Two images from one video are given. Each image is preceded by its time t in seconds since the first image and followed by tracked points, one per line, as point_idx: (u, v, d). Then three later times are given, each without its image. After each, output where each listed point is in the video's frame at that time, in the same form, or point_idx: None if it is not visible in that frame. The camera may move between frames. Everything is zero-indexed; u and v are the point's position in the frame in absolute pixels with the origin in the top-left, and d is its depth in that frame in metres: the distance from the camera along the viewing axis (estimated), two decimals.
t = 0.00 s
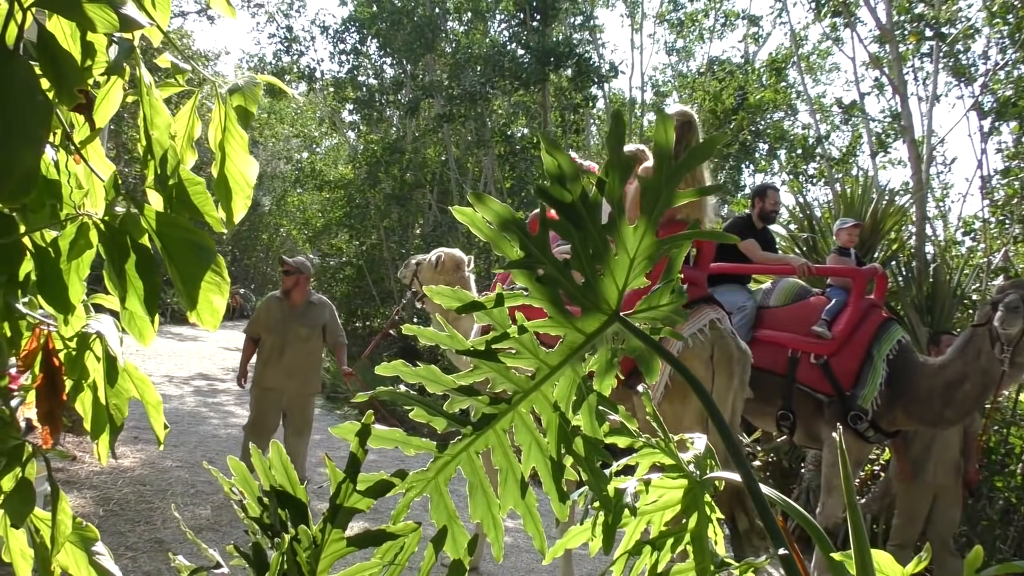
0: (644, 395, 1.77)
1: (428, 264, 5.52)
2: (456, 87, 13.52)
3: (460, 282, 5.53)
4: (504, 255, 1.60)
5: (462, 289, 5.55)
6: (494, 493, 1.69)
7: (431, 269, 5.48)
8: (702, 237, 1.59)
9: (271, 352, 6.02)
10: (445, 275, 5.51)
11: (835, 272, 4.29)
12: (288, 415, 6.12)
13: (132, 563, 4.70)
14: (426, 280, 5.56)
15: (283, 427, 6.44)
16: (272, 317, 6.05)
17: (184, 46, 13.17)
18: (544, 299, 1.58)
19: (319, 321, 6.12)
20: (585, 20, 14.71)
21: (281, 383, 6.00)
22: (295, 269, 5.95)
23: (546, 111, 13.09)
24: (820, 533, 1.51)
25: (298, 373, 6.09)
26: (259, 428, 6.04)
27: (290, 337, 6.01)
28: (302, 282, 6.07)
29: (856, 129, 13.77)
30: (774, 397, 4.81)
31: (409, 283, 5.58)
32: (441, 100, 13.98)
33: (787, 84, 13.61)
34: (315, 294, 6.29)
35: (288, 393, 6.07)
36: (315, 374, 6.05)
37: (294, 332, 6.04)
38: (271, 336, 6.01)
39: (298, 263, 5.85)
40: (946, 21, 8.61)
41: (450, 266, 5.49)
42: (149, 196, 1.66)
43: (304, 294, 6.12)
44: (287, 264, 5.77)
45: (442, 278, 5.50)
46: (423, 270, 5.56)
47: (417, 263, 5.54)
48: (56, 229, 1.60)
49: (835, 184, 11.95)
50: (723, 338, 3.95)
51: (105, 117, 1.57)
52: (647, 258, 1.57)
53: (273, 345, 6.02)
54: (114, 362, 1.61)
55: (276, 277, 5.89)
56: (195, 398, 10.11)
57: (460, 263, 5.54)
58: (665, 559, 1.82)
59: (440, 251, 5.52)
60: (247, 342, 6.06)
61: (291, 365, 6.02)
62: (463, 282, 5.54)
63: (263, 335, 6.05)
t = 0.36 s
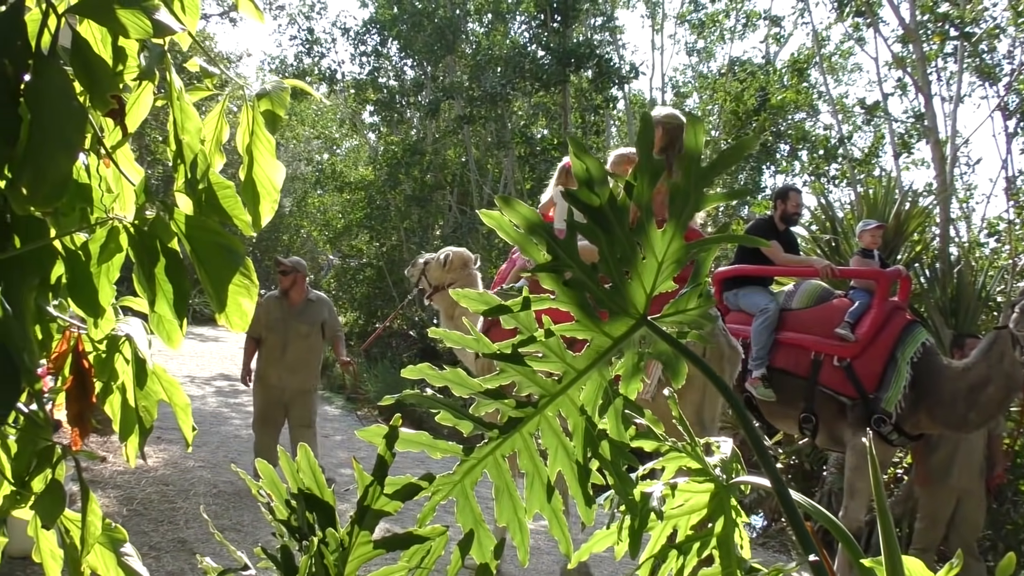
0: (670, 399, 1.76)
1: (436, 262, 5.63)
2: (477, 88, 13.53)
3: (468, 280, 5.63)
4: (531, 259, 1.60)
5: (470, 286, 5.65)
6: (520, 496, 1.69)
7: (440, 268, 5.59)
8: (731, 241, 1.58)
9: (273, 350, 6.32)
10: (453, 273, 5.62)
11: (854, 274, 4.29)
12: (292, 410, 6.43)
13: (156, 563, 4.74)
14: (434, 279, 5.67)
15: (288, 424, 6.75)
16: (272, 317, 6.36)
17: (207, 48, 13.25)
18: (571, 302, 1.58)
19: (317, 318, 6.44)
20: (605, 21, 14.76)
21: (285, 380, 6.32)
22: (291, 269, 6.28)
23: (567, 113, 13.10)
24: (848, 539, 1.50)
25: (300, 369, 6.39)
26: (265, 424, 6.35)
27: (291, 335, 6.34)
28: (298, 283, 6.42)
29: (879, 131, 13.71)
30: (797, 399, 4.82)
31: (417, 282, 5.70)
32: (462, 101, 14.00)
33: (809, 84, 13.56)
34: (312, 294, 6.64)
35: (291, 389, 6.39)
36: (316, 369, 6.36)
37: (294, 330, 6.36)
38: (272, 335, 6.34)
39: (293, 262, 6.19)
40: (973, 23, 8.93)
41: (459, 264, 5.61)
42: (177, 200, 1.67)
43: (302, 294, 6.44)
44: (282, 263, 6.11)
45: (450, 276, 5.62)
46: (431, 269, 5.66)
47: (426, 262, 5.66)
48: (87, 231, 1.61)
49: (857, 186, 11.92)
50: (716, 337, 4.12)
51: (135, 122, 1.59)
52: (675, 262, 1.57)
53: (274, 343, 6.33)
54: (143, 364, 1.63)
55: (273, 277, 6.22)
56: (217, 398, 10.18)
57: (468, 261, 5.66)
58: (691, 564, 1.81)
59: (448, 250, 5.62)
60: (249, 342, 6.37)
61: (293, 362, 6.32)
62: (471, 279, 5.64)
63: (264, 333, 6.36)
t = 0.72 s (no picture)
0: (692, 401, 1.75)
1: (443, 264, 5.83)
2: (493, 89, 13.54)
3: (473, 280, 5.83)
4: (552, 261, 1.59)
5: (475, 287, 5.85)
6: (541, 499, 1.68)
7: (447, 268, 5.80)
8: (754, 243, 1.56)
9: (282, 346, 6.51)
10: (460, 274, 5.82)
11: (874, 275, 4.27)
12: (304, 402, 6.67)
13: (176, 563, 4.76)
14: (442, 279, 5.87)
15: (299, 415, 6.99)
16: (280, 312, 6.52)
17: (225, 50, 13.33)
18: (591, 303, 1.57)
19: (323, 312, 6.62)
20: (622, 21, 14.75)
21: (296, 373, 6.54)
22: (295, 267, 6.41)
23: (584, 112, 13.10)
24: (873, 543, 1.49)
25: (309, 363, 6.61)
26: (278, 417, 6.57)
27: (299, 329, 6.52)
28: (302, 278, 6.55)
29: (897, 130, 13.64)
30: (816, 400, 4.81)
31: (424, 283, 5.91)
32: (478, 102, 14.03)
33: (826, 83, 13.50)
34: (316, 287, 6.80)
35: (302, 382, 6.61)
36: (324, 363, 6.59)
37: (302, 324, 6.54)
38: (280, 331, 6.51)
39: (298, 260, 6.34)
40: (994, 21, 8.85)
41: (465, 265, 5.80)
42: (199, 202, 1.67)
43: (306, 289, 6.60)
44: (286, 261, 6.26)
45: (457, 277, 5.82)
46: (439, 270, 5.86)
47: (433, 263, 5.88)
48: (109, 234, 1.61)
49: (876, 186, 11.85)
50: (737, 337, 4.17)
51: (158, 125, 1.60)
52: (697, 264, 1.55)
53: (284, 339, 6.51)
54: (164, 365, 1.63)
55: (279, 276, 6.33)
56: (234, 399, 10.23)
57: (474, 262, 5.85)
58: (713, 567, 1.80)
59: (455, 251, 5.84)
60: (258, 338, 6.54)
61: (303, 356, 6.54)
62: (476, 280, 5.85)
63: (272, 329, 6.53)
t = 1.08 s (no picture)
0: (703, 398, 1.74)
1: (438, 262, 5.83)
2: (500, 87, 13.53)
3: (467, 278, 5.84)
4: (562, 259, 1.58)
5: (469, 284, 5.85)
6: (552, 498, 1.68)
7: (441, 266, 5.81)
8: (766, 241, 1.55)
9: (282, 346, 6.54)
10: (454, 272, 5.83)
11: (885, 272, 4.26)
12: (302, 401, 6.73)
13: (187, 562, 4.77)
14: (436, 277, 5.88)
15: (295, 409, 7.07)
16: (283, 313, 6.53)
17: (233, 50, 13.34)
18: (602, 302, 1.56)
19: (324, 313, 6.63)
20: (629, 18, 14.73)
21: (294, 373, 6.58)
22: (298, 268, 6.44)
23: (591, 110, 13.09)
24: (887, 542, 1.48)
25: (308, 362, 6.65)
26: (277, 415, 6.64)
27: (300, 330, 6.54)
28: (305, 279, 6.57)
29: (906, 126, 13.60)
30: (828, 397, 4.81)
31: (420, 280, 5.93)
32: (485, 100, 14.02)
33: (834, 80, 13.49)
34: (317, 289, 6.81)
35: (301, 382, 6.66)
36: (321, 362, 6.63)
37: (303, 325, 6.55)
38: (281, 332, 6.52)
39: (300, 261, 6.37)
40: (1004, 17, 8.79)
41: (459, 262, 5.82)
42: (209, 202, 1.67)
43: (308, 291, 6.63)
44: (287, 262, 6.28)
45: (451, 275, 5.83)
46: (434, 268, 5.86)
47: (428, 261, 5.89)
48: (119, 234, 1.61)
49: (885, 182, 11.81)
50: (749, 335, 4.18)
51: (167, 124, 1.60)
52: (708, 262, 1.55)
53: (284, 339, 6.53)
54: (174, 366, 1.63)
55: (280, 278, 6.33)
56: (244, 398, 10.26)
57: (468, 259, 5.86)
58: (725, 566, 1.79)
59: (449, 249, 5.86)
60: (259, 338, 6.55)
61: (302, 356, 6.57)
62: (470, 278, 5.85)
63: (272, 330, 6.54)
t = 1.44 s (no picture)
0: (709, 397, 1.74)
1: (433, 264, 5.84)
2: (503, 85, 13.51)
3: (462, 282, 5.85)
4: (567, 257, 1.58)
5: (464, 289, 5.86)
6: (558, 497, 1.68)
7: (435, 269, 5.81)
8: (772, 239, 1.54)
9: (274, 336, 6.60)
10: (448, 275, 5.84)
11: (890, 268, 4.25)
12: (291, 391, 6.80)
13: (191, 561, 4.78)
14: (431, 278, 5.88)
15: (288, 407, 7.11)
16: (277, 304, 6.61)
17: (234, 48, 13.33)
18: (608, 301, 1.56)
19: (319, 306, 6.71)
20: (631, 15, 14.71)
21: (284, 361, 6.64)
22: (296, 261, 6.46)
23: (594, 107, 13.07)
24: (894, 540, 1.47)
25: (299, 354, 6.70)
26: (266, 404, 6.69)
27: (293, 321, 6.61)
28: (301, 273, 6.62)
29: (910, 122, 13.57)
30: (832, 393, 4.81)
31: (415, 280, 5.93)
32: (487, 97, 14.00)
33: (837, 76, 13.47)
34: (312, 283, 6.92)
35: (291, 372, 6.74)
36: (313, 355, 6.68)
37: (296, 317, 6.62)
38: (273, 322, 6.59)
39: (297, 254, 6.40)
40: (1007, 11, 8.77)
41: (454, 266, 5.82)
42: (213, 201, 1.66)
43: (304, 284, 6.68)
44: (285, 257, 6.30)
45: (445, 278, 5.83)
46: (429, 270, 5.87)
47: (425, 262, 5.90)
48: (123, 234, 1.61)
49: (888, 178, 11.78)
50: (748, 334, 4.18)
51: (171, 124, 1.59)
52: (714, 259, 1.54)
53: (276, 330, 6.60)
54: (178, 366, 1.63)
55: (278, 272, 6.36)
56: (247, 397, 10.25)
57: (462, 264, 5.88)
58: (731, 564, 1.79)
59: (445, 251, 5.87)
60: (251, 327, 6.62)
61: (293, 346, 6.63)
62: (465, 282, 5.87)
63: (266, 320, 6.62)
